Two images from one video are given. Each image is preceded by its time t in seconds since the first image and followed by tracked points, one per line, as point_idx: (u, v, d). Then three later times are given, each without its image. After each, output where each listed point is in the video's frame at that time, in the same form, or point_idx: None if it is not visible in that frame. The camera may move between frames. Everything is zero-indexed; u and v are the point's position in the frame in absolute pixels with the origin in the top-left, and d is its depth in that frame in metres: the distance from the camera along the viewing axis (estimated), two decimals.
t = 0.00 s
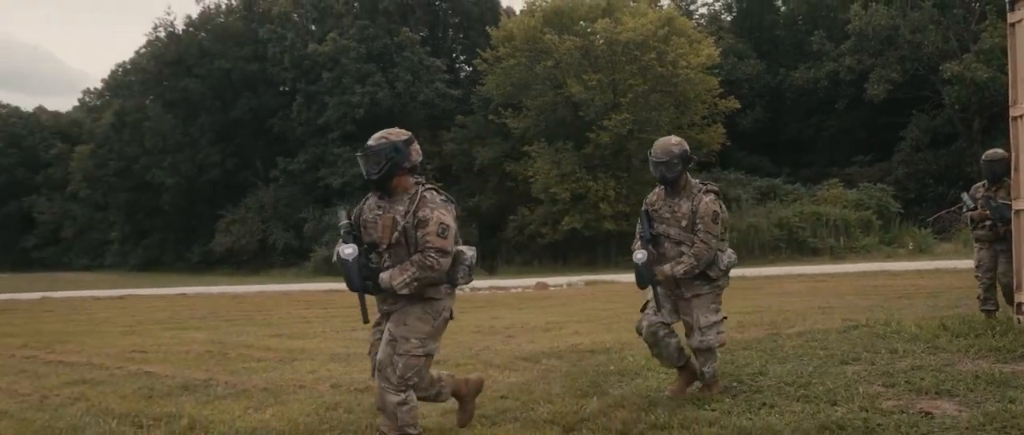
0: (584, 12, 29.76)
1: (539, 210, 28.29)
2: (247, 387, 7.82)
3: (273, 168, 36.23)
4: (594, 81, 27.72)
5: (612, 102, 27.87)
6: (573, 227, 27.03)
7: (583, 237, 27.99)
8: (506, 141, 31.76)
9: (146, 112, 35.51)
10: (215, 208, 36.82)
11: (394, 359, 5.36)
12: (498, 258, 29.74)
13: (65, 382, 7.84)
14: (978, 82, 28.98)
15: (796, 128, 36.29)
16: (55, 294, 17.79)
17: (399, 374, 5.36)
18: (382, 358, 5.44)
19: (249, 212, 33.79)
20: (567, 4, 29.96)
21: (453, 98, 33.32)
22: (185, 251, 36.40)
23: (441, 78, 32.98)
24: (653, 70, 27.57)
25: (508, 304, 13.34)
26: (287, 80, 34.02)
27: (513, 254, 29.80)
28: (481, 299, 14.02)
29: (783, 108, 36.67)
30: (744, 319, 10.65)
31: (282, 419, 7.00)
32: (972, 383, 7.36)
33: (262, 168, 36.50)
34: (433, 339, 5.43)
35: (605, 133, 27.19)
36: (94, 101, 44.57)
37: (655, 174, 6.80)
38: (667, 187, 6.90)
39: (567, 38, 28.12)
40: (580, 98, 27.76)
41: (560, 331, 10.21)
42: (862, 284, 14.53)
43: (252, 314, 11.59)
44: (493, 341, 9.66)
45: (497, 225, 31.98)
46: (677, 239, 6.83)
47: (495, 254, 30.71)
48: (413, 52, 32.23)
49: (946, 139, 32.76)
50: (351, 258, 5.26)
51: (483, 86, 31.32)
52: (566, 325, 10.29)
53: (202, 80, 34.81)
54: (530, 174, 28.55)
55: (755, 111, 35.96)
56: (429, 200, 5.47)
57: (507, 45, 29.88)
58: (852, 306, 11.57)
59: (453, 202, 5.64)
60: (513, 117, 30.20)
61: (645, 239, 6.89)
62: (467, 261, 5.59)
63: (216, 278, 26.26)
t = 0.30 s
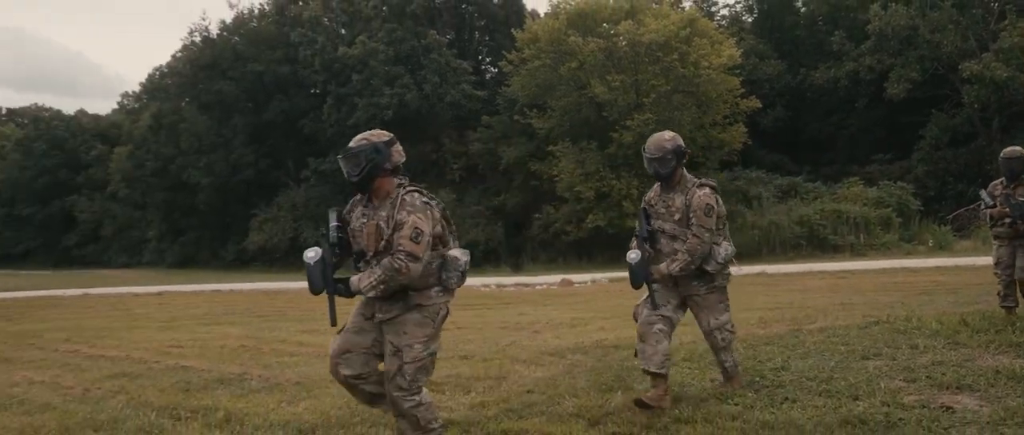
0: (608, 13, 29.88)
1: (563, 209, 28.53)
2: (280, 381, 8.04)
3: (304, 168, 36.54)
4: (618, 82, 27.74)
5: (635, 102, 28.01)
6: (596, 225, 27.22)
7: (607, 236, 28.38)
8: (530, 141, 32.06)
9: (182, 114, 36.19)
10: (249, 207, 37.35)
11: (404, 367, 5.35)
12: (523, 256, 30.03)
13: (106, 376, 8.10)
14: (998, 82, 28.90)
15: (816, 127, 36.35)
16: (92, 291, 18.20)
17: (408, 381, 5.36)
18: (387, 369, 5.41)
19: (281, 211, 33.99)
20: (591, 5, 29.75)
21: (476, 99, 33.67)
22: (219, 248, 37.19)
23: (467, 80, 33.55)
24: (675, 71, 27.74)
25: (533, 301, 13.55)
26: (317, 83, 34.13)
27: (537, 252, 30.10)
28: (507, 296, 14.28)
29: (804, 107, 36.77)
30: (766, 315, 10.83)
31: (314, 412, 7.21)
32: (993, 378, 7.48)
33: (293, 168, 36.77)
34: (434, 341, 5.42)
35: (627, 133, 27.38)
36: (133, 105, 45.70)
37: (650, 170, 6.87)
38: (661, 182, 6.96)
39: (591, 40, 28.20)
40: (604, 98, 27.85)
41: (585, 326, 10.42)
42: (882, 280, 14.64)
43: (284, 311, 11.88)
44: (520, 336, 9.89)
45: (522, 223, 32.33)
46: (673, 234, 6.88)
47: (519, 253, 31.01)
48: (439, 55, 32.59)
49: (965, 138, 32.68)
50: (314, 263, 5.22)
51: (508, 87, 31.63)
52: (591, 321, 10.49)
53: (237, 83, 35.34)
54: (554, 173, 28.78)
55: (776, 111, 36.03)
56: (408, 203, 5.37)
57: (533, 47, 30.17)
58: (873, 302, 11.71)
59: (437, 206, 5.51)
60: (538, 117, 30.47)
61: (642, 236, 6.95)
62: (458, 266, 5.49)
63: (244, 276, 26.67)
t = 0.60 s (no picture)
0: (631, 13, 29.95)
1: (587, 207, 28.71)
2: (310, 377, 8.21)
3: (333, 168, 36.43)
4: (641, 81, 27.83)
5: (658, 101, 28.11)
6: (621, 222, 27.36)
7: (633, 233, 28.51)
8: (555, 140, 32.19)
9: (214, 116, 36.41)
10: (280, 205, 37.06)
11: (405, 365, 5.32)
12: (549, 253, 30.19)
13: (143, 371, 8.32)
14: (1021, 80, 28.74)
15: (838, 126, 36.24)
16: (129, 287, 18.61)
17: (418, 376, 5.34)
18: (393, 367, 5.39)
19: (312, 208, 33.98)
20: (615, 5, 29.42)
21: (500, 99, 33.87)
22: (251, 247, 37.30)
23: (492, 81, 33.75)
24: (699, 70, 27.85)
25: (559, 298, 13.71)
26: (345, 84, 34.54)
27: (561, 249, 30.28)
28: (533, 294, 14.47)
29: (826, 105, 36.63)
30: (789, 312, 10.94)
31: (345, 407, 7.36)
32: (1018, 374, 7.52)
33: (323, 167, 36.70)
34: (432, 334, 5.38)
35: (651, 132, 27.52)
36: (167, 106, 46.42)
37: (644, 169, 6.80)
38: (656, 180, 6.92)
39: (614, 40, 28.32)
40: (628, 98, 27.96)
41: (609, 323, 10.57)
42: (904, 278, 14.66)
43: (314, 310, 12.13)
44: (545, 333, 10.06)
45: (546, 221, 32.49)
46: (666, 230, 6.87)
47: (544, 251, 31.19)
48: (464, 55, 32.84)
49: (988, 135, 32.50)
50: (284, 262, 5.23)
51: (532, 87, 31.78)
52: (616, 318, 10.65)
53: (267, 85, 35.62)
54: (578, 171, 28.91)
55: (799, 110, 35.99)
56: (382, 193, 5.28)
57: (557, 47, 30.31)
58: (897, 299, 11.77)
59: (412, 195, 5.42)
60: (562, 117, 30.62)
61: (637, 239, 6.90)
62: (439, 256, 5.41)
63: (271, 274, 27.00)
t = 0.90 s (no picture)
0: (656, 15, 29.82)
1: (612, 206, 28.88)
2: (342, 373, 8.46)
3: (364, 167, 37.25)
4: (666, 81, 27.94)
5: (683, 101, 28.19)
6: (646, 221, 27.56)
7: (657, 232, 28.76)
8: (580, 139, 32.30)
9: (247, 117, 37.22)
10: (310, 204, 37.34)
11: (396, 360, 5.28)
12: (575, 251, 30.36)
13: (180, 366, 8.53)
14: None
15: (862, 124, 36.10)
16: (166, 285, 19.03)
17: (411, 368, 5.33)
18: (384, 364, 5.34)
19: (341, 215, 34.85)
20: (640, 6, 29.73)
21: (528, 100, 34.05)
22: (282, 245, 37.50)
23: (519, 81, 33.91)
24: (724, 70, 27.91)
25: (586, 296, 13.85)
26: (377, 86, 35.57)
27: (587, 247, 30.46)
28: (561, 291, 14.64)
29: (851, 104, 36.53)
30: (814, 309, 11.02)
31: (377, 402, 7.52)
32: None
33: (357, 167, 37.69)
34: (419, 326, 5.35)
35: (676, 131, 27.72)
36: (202, 109, 47.32)
37: (642, 174, 6.72)
38: (654, 186, 6.81)
39: (639, 41, 28.48)
40: (652, 98, 28.04)
41: (635, 320, 10.72)
42: (928, 275, 14.69)
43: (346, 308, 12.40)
44: (571, 329, 10.23)
45: (572, 220, 32.64)
46: (665, 236, 6.75)
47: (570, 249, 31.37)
48: (492, 56, 33.09)
49: (1014, 133, 32.23)
50: (266, 262, 5.26)
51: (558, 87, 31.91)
52: (642, 316, 10.82)
53: (299, 87, 36.61)
54: (604, 171, 29.03)
55: (823, 108, 35.97)
56: (357, 186, 5.26)
57: (583, 48, 30.44)
58: (924, 297, 11.79)
59: (387, 187, 5.41)
60: (587, 117, 30.78)
61: (636, 245, 6.83)
62: (407, 251, 5.35)
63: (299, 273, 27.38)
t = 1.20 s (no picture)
0: (680, 17, 29.81)
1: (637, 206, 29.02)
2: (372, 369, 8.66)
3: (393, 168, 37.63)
4: (691, 82, 28.00)
5: (708, 101, 28.29)
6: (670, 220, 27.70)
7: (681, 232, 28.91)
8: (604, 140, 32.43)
9: (280, 119, 37.82)
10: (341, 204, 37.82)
11: (365, 373, 5.24)
12: (601, 250, 30.51)
13: (216, 361, 8.77)
14: None
15: (885, 124, 35.93)
16: (199, 283, 19.39)
17: (379, 380, 5.29)
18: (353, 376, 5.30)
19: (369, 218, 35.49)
20: (665, 8, 29.92)
21: (554, 101, 34.19)
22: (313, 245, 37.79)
23: (546, 82, 34.06)
24: (747, 70, 28.00)
25: (611, 293, 14.02)
26: (405, 88, 36.37)
27: (612, 246, 30.60)
28: (587, 289, 14.80)
29: (873, 105, 36.45)
30: (837, 307, 11.13)
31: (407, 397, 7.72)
32: None
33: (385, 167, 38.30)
34: (392, 338, 5.33)
35: (700, 131, 27.85)
36: (236, 111, 47.87)
37: (639, 177, 6.90)
38: (651, 189, 6.99)
39: (664, 42, 28.68)
40: (677, 98, 28.06)
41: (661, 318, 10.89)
42: (952, 273, 14.74)
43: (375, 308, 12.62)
44: (597, 326, 10.40)
45: (596, 220, 32.78)
46: (664, 241, 6.89)
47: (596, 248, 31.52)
48: (518, 58, 33.32)
49: None
50: (248, 266, 5.36)
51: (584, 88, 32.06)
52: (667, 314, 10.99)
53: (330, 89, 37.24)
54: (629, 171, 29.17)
55: (846, 108, 35.92)
56: (336, 190, 5.24)
57: (607, 49, 30.58)
58: (947, 295, 11.86)
59: (367, 189, 5.39)
60: (612, 117, 30.95)
61: (633, 250, 6.96)
62: (380, 250, 5.24)
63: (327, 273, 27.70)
